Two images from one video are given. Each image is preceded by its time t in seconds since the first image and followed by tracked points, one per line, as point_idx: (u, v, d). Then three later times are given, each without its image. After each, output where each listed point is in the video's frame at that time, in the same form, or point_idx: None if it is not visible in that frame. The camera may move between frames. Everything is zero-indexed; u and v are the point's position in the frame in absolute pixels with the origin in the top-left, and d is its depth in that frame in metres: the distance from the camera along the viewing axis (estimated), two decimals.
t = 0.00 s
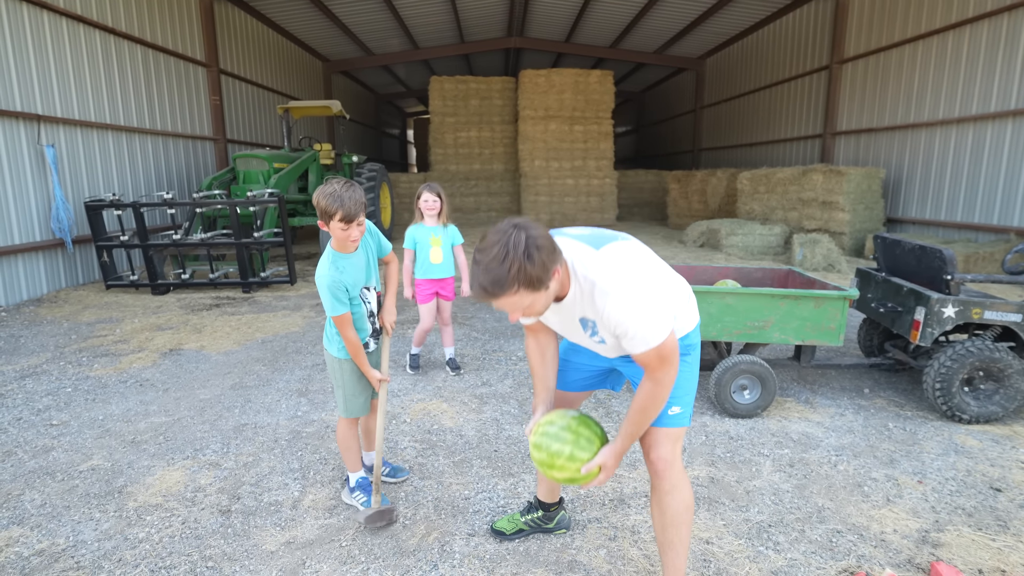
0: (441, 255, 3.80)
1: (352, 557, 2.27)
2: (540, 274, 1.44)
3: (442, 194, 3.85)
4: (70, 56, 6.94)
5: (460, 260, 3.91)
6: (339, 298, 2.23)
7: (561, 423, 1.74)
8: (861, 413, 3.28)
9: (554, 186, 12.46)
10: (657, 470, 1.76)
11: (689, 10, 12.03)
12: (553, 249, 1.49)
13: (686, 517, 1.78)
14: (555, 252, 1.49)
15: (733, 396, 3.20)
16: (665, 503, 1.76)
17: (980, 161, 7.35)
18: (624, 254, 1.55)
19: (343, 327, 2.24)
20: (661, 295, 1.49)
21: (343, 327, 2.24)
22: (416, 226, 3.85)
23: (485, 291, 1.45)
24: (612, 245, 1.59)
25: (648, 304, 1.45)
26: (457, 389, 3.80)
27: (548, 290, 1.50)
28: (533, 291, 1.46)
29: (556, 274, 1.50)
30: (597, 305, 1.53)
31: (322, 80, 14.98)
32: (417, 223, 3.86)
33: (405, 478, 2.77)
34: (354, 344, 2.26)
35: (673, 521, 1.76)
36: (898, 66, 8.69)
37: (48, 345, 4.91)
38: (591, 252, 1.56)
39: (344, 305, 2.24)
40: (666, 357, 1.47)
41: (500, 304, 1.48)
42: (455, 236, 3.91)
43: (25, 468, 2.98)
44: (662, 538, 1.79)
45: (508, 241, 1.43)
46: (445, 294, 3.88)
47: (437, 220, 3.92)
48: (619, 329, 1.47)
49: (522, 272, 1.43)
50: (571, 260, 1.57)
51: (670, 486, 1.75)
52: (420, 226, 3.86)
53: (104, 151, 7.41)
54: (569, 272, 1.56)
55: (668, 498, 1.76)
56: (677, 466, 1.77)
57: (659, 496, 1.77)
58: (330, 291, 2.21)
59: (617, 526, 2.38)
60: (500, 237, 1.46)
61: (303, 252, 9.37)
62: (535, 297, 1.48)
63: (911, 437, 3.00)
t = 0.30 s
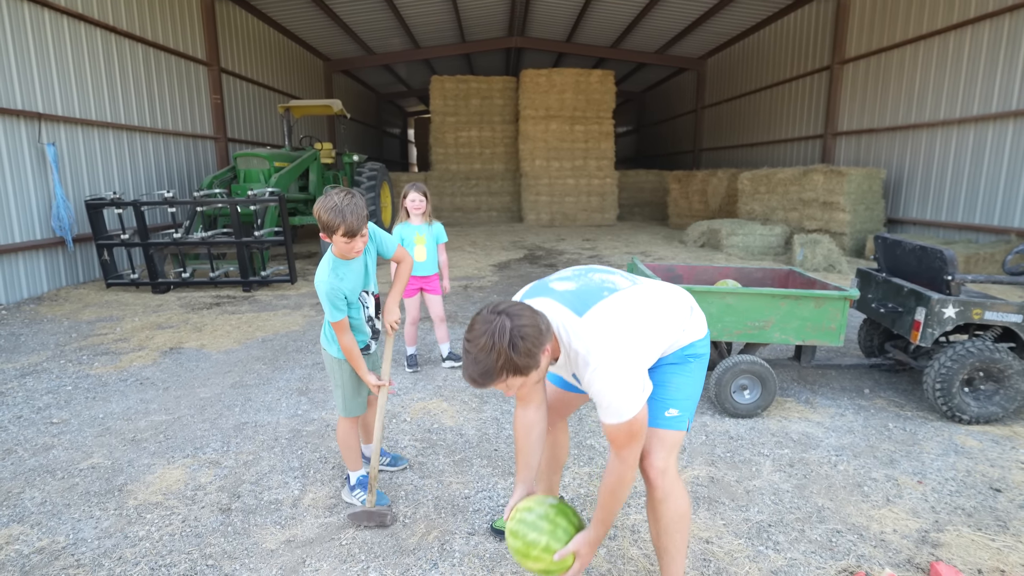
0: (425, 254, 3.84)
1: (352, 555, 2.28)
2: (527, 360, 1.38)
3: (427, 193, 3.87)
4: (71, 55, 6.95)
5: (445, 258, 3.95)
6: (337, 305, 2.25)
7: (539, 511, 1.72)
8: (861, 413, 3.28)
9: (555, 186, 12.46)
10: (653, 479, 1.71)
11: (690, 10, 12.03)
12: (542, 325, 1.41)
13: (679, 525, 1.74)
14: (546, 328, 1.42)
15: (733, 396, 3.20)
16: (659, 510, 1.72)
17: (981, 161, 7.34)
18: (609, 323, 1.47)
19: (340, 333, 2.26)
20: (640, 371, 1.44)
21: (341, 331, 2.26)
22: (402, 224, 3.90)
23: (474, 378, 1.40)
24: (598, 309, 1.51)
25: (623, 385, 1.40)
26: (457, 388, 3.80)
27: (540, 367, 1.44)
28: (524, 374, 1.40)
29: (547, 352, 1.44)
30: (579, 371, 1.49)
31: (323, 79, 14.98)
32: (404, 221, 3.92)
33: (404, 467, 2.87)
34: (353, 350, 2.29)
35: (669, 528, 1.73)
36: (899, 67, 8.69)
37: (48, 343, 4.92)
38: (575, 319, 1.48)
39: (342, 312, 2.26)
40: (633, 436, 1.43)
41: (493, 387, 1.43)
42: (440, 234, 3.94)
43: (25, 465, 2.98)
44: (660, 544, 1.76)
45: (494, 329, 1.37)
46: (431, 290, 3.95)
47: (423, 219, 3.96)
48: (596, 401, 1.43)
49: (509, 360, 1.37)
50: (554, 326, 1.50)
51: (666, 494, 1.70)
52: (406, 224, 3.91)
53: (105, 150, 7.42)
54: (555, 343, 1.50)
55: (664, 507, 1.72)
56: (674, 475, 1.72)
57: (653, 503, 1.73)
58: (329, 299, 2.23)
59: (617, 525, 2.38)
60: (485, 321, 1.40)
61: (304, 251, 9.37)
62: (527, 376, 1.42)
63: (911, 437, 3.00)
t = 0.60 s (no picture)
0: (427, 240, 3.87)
1: (357, 539, 2.29)
2: (527, 387, 1.35)
3: (429, 181, 3.88)
4: (67, 40, 6.88)
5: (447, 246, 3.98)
6: (342, 290, 2.26)
7: (518, 561, 1.77)
8: (861, 401, 3.30)
9: (554, 175, 12.43)
10: (654, 471, 1.66)
11: None
12: (541, 350, 1.38)
13: (682, 516, 1.71)
14: (546, 353, 1.39)
15: (735, 383, 3.21)
16: (661, 502, 1.67)
17: (982, 152, 7.33)
18: (605, 347, 1.45)
19: (347, 319, 2.27)
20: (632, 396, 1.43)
21: (347, 317, 2.27)
22: (405, 211, 3.93)
23: (476, 406, 1.39)
24: (593, 331, 1.48)
25: (612, 414, 1.40)
26: (458, 376, 3.81)
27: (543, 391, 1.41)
28: (528, 399, 1.37)
29: (549, 376, 1.40)
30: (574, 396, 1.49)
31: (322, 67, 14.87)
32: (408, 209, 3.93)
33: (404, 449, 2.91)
34: (361, 337, 2.29)
35: (671, 519, 1.70)
36: (901, 56, 8.66)
37: (49, 330, 4.91)
38: (570, 341, 1.45)
39: (347, 298, 2.27)
40: (611, 464, 1.46)
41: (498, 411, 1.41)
42: (441, 220, 3.93)
43: (28, 451, 2.99)
44: (662, 533, 1.75)
45: (492, 358, 1.35)
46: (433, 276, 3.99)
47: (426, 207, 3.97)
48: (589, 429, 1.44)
49: (507, 390, 1.35)
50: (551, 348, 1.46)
51: (668, 486, 1.65)
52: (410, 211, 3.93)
53: (102, 137, 7.37)
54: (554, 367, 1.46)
55: (666, 499, 1.67)
56: (677, 467, 1.67)
57: (655, 494, 1.68)
58: (333, 285, 2.24)
59: (621, 510, 2.40)
60: (484, 350, 1.38)
61: (304, 240, 9.36)
62: (532, 400, 1.39)
63: (911, 425, 3.02)
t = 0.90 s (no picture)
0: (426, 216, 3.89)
1: (353, 516, 2.29)
2: (525, 343, 1.34)
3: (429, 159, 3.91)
4: (36, 10, 6.61)
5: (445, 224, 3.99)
6: (345, 271, 2.21)
7: (521, 539, 1.80)
8: (845, 378, 3.37)
9: (539, 156, 12.36)
10: (654, 443, 1.68)
11: None
12: (540, 307, 1.37)
13: (680, 488, 1.74)
14: (544, 310, 1.38)
15: (724, 360, 3.26)
16: (660, 474, 1.69)
17: (961, 135, 7.45)
18: (604, 308, 1.44)
19: (350, 301, 2.22)
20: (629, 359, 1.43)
21: (349, 300, 2.23)
22: (405, 187, 3.94)
23: (471, 359, 1.38)
24: (594, 292, 1.48)
25: (610, 375, 1.39)
26: (448, 355, 3.81)
27: (539, 348, 1.41)
28: (524, 354, 1.37)
29: (546, 334, 1.40)
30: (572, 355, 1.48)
31: (302, 43, 14.54)
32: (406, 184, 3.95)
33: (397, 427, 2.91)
34: (362, 321, 2.27)
35: (669, 491, 1.73)
36: (884, 40, 8.74)
37: (25, 311, 4.79)
38: (571, 301, 1.45)
39: (351, 279, 2.22)
40: (609, 424, 1.45)
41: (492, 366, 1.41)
42: (440, 198, 3.94)
43: (9, 433, 2.93)
44: (660, 505, 1.78)
45: (491, 311, 1.34)
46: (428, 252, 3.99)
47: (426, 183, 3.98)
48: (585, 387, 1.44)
49: (504, 344, 1.34)
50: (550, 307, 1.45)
51: (667, 457, 1.67)
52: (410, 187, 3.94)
53: (75, 113, 7.14)
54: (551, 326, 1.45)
55: (665, 471, 1.69)
56: (675, 438, 1.68)
57: (655, 466, 1.70)
58: (336, 265, 2.19)
59: (615, 484, 2.43)
60: (483, 304, 1.37)
61: (285, 220, 9.21)
62: (528, 356, 1.39)
63: (894, 400, 3.10)
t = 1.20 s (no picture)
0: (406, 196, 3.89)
1: (338, 497, 2.26)
2: (511, 262, 1.35)
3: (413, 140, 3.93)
4: None
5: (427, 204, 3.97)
6: (336, 279, 2.18)
7: (507, 517, 1.79)
8: (822, 356, 3.44)
9: (517, 146, 12.32)
10: (643, 411, 1.70)
11: None
12: (527, 230, 1.39)
13: (669, 455, 1.76)
14: (532, 234, 1.39)
15: (705, 340, 3.29)
16: (650, 441, 1.72)
17: (928, 124, 7.64)
18: (602, 235, 1.48)
19: (336, 307, 2.21)
20: (633, 287, 1.43)
21: (335, 305, 2.21)
22: (390, 168, 3.97)
23: (456, 278, 1.38)
24: (591, 221, 1.52)
25: (616, 295, 1.39)
26: (431, 339, 3.79)
27: (523, 274, 1.41)
28: (507, 277, 1.37)
29: (532, 260, 1.41)
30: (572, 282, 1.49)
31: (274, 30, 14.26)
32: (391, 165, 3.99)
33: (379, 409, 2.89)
34: (346, 327, 2.25)
35: (659, 458, 1.75)
36: (855, 30, 8.89)
37: None
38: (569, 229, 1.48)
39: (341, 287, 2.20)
40: (632, 343, 1.43)
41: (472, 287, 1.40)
42: (425, 178, 3.93)
43: None
44: (649, 473, 1.80)
45: (478, 228, 1.34)
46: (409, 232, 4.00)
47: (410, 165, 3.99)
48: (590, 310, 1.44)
49: (492, 262, 1.35)
50: (547, 235, 1.49)
51: (656, 424, 1.70)
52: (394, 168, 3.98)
53: (37, 97, 6.90)
54: (545, 253, 1.47)
55: (654, 438, 1.72)
56: (664, 406, 1.71)
57: (644, 434, 1.73)
58: (328, 274, 2.16)
59: (601, 461, 2.45)
60: (471, 222, 1.38)
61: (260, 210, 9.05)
62: (512, 281, 1.40)
63: (870, 376, 3.17)
